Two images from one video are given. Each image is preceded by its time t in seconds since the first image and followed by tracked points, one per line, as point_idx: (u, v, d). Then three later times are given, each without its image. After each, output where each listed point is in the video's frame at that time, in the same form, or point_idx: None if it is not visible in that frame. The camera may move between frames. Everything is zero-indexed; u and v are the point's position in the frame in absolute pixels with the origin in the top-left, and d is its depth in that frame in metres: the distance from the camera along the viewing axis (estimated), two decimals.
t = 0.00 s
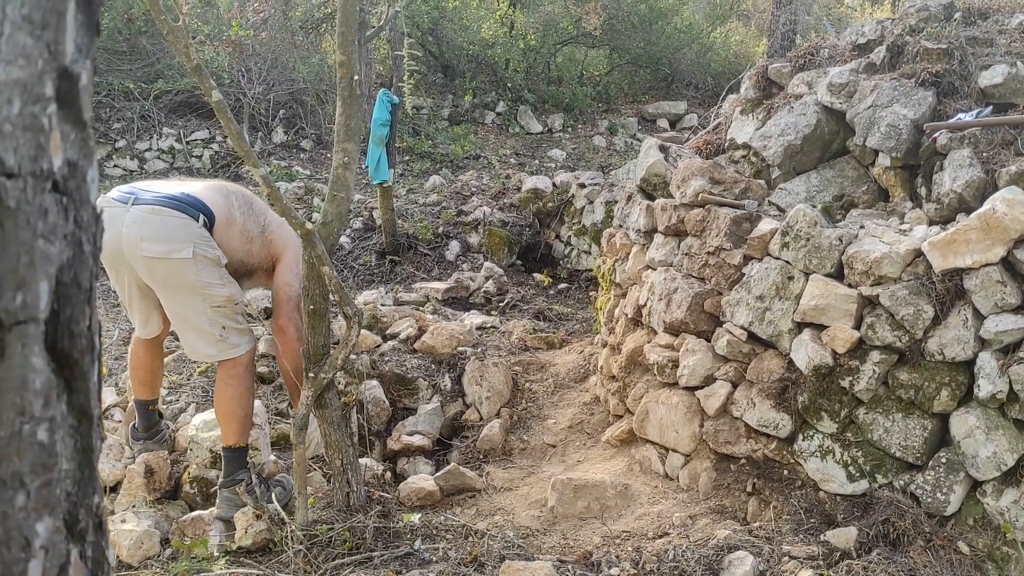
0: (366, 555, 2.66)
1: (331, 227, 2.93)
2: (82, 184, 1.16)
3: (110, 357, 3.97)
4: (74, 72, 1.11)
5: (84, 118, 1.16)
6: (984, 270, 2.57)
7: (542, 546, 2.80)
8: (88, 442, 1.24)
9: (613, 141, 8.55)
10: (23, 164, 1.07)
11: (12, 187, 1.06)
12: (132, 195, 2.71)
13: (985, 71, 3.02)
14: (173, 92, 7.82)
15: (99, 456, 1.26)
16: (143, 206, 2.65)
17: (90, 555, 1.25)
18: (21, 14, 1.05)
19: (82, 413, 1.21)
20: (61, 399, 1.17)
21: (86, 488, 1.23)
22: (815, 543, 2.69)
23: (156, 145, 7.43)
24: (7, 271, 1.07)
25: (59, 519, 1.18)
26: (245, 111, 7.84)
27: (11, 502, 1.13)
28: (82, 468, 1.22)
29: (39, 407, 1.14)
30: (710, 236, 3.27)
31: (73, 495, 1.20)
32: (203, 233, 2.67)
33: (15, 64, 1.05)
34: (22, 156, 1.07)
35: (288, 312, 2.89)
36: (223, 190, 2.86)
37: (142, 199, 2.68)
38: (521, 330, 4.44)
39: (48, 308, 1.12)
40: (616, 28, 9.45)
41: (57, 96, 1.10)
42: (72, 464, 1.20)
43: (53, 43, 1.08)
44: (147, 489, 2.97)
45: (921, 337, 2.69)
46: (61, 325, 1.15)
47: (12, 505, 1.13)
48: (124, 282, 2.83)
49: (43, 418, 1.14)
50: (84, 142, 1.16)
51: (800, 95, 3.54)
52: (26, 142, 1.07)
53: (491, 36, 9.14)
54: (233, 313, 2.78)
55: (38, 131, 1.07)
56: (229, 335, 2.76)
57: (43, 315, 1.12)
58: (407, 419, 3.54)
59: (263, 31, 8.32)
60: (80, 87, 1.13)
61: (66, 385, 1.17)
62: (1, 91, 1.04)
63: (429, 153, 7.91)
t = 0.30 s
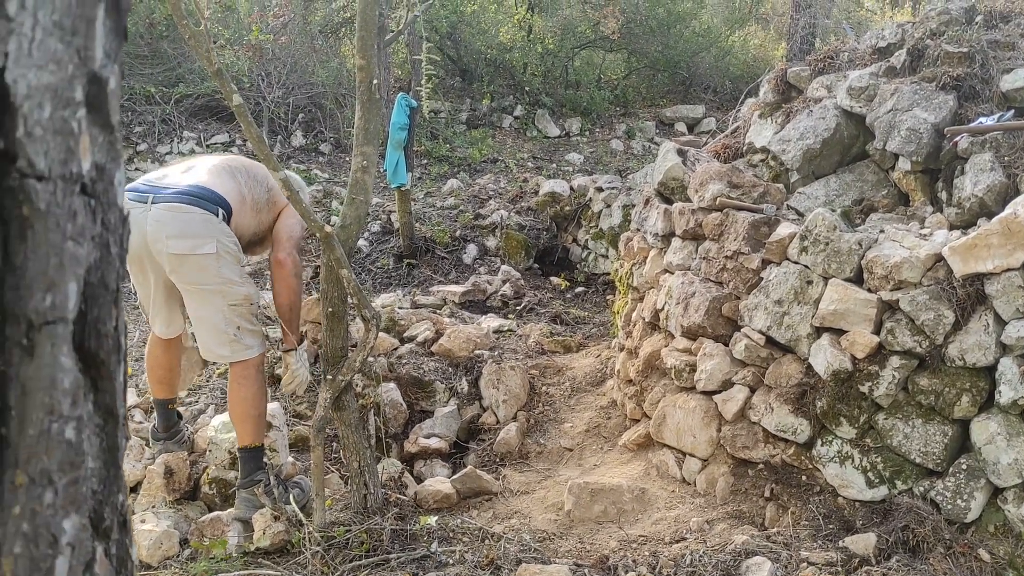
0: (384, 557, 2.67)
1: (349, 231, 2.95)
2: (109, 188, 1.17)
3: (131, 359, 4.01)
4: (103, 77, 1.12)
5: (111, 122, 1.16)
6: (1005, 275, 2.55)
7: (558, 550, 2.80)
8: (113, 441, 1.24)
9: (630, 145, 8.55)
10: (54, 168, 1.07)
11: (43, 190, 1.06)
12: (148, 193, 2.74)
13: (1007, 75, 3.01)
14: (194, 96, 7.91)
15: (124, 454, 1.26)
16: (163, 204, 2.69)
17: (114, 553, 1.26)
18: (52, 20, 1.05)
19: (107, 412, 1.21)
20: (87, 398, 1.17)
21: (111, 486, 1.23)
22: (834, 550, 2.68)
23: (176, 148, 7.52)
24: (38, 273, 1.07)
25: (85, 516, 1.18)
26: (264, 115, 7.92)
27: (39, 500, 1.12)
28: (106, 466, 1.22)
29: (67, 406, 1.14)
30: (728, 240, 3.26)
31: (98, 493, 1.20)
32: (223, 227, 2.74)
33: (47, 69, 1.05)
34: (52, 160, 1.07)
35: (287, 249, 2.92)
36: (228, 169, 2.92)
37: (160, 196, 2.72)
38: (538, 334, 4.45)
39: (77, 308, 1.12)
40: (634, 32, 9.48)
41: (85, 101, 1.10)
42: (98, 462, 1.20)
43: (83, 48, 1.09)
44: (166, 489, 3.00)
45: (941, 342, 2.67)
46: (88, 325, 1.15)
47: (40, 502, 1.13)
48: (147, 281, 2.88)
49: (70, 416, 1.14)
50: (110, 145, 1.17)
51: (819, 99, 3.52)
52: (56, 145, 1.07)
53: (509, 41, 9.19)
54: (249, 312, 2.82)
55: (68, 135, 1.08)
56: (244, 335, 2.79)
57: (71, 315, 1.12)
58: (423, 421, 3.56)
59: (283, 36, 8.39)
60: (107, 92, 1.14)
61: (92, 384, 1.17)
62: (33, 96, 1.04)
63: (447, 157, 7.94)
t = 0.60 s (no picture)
0: (398, 560, 2.68)
1: (364, 234, 2.96)
2: (126, 192, 1.16)
3: (148, 361, 4.05)
4: (120, 83, 1.12)
5: (128, 128, 1.16)
6: None
7: (573, 554, 2.80)
8: (130, 443, 1.23)
9: (645, 148, 8.54)
10: (71, 174, 1.06)
11: (60, 196, 1.06)
12: (155, 197, 2.87)
13: None
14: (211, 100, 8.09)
15: (140, 457, 1.25)
16: (174, 208, 2.84)
17: (130, 553, 1.25)
18: (71, 28, 1.04)
19: (124, 415, 1.20)
20: (104, 401, 1.16)
21: (127, 488, 1.22)
22: (849, 555, 2.67)
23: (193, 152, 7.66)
24: (55, 277, 1.07)
25: (102, 518, 1.17)
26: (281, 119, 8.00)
27: (56, 502, 1.11)
28: (123, 469, 1.21)
29: (84, 409, 1.13)
30: (743, 244, 3.25)
31: (114, 495, 1.19)
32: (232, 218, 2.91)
33: (65, 76, 1.04)
34: (70, 166, 1.06)
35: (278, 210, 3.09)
36: (221, 153, 3.01)
37: (168, 199, 2.85)
38: (553, 337, 4.45)
39: (94, 312, 1.12)
40: (650, 35, 9.50)
41: (103, 107, 1.10)
42: (114, 465, 1.18)
43: (100, 56, 1.08)
44: (183, 491, 3.02)
45: (958, 347, 2.65)
46: (104, 329, 1.14)
47: (57, 503, 1.11)
48: (173, 284, 3.05)
49: (87, 419, 1.13)
50: (127, 150, 1.16)
51: (835, 102, 3.52)
52: (74, 152, 1.06)
53: (525, 45, 9.25)
54: (272, 294, 2.96)
55: (86, 141, 1.07)
56: (271, 316, 2.92)
57: (88, 319, 1.11)
58: (438, 424, 3.57)
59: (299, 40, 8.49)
60: (125, 98, 1.14)
61: (108, 387, 1.16)
62: (52, 103, 1.03)
63: (462, 160, 7.96)
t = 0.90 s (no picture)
0: (405, 563, 2.67)
1: (371, 236, 2.97)
2: (124, 197, 1.21)
3: (157, 363, 4.08)
4: (116, 88, 1.16)
5: (125, 133, 1.20)
6: None
7: (580, 557, 2.79)
8: (127, 447, 1.28)
9: (654, 150, 8.52)
10: (67, 178, 1.12)
11: (56, 200, 1.11)
12: (182, 204, 3.01)
13: None
14: (222, 103, 8.30)
15: (137, 460, 1.30)
16: (200, 215, 2.98)
17: (128, 558, 1.30)
18: (66, 33, 1.09)
19: (121, 419, 1.25)
20: (100, 405, 1.21)
21: (124, 492, 1.28)
22: (857, 559, 2.65)
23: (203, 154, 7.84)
24: (50, 282, 1.13)
25: (97, 522, 1.23)
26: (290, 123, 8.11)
27: (51, 505, 1.18)
28: (120, 472, 1.26)
29: (79, 413, 1.19)
30: (751, 246, 3.24)
31: (111, 499, 1.25)
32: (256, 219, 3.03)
33: (60, 81, 1.09)
34: (65, 171, 1.11)
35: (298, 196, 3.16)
36: (238, 153, 3.07)
37: (194, 206, 2.99)
38: (561, 339, 4.46)
39: (89, 316, 1.17)
40: (659, 37, 9.47)
41: (99, 112, 1.14)
42: (111, 468, 1.24)
43: (96, 61, 1.12)
44: (191, 493, 3.03)
45: (968, 350, 2.63)
46: (101, 333, 1.20)
47: (52, 507, 1.18)
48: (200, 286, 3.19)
49: (82, 423, 1.19)
50: (125, 155, 1.20)
51: (844, 104, 3.50)
52: (69, 156, 1.11)
53: (534, 46, 9.27)
54: (299, 290, 3.10)
55: (80, 146, 1.12)
56: (301, 311, 3.06)
57: (83, 324, 1.17)
58: (446, 427, 3.57)
59: (309, 43, 8.55)
60: (122, 103, 1.18)
61: (105, 391, 1.22)
62: (47, 108, 1.08)
63: (471, 163, 7.97)
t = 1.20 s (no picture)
0: (410, 565, 2.67)
1: (377, 239, 2.97)
2: (129, 204, 1.21)
3: (163, 364, 4.09)
4: (121, 96, 1.17)
5: (130, 140, 1.21)
6: None
7: (586, 559, 2.80)
8: (132, 451, 1.29)
9: (660, 152, 8.52)
10: (72, 186, 1.12)
11: (61, 208, 1.12)
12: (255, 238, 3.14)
13: None
14: (228, 106, 8.39)
15: (143, 463, 1.31)
16: (276, 250, 3.14)
17: (134, 559, 1.31)
18: (71, 43, 1.09)
19: (126, 422, 1.26)
20: (106, 409, 1.22)
21: (129, 495, 1.28)
22: (864, 562, 2.64)
23: (210, 157, 7.90)
24: (56, 288, 1.13)
25: (104, 524, 1.24)
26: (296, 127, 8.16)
27: (57, 508, 1.19)
28: (125, 475, 1.27)
29: (85, 417, 1.20)
30: (757, 248, 3.24)
31: (117, 501, 1.26)
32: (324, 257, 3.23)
33: (65, 90, 1.10)
34: (70, 178, 1.12)
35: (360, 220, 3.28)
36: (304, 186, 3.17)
37: (268, 242, 3.14)
38: (566, 341, 4.46)
39: (94, 321, 1.18)
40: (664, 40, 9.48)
41: (104, 120, 1.15)
42: (117, 471, 1.25)
43: (101, 70, 1.13)
44: (197, 495, 3.04)
45: (974, 352, 2.63)
46: (107, 337, 1.20)
47: (58, 510, 1.19)
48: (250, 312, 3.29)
49: (88, 427, 1.20)
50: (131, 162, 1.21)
51: (850, 106, 3.50)
52: (74, 164, 1.12)
53: (539, 48, 9.24)
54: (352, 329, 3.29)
55: (86, 154, 1.13)
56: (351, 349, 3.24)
57: (89, 329, 1.18)
58: (451, 429, 3.58)
59: (315, 46, 8.60)
60: (127, 110, 1.19)
61: (111, 395, 1.23)
62: (52, 116, 1.09)
63: (477, 165, 7.99)
